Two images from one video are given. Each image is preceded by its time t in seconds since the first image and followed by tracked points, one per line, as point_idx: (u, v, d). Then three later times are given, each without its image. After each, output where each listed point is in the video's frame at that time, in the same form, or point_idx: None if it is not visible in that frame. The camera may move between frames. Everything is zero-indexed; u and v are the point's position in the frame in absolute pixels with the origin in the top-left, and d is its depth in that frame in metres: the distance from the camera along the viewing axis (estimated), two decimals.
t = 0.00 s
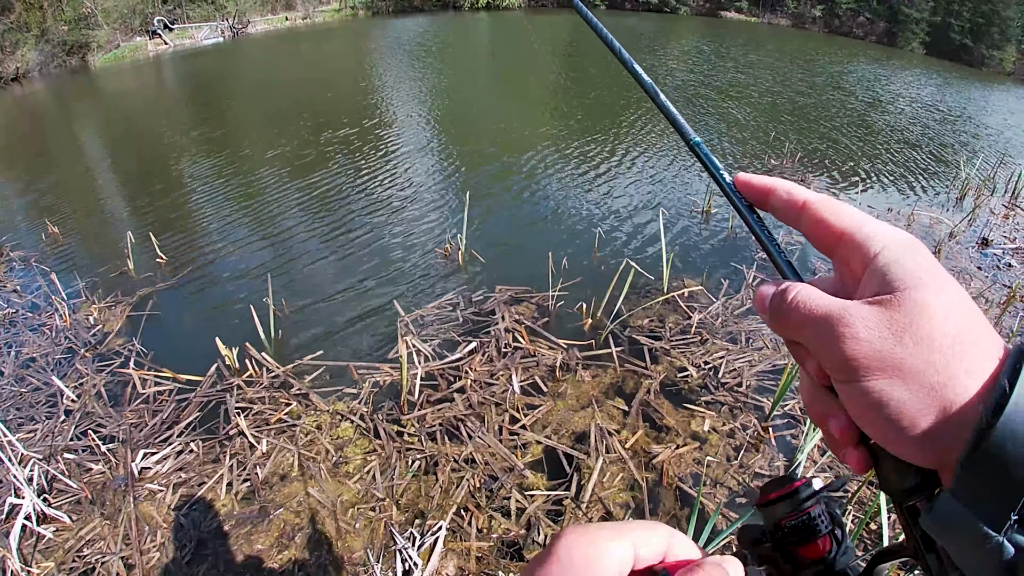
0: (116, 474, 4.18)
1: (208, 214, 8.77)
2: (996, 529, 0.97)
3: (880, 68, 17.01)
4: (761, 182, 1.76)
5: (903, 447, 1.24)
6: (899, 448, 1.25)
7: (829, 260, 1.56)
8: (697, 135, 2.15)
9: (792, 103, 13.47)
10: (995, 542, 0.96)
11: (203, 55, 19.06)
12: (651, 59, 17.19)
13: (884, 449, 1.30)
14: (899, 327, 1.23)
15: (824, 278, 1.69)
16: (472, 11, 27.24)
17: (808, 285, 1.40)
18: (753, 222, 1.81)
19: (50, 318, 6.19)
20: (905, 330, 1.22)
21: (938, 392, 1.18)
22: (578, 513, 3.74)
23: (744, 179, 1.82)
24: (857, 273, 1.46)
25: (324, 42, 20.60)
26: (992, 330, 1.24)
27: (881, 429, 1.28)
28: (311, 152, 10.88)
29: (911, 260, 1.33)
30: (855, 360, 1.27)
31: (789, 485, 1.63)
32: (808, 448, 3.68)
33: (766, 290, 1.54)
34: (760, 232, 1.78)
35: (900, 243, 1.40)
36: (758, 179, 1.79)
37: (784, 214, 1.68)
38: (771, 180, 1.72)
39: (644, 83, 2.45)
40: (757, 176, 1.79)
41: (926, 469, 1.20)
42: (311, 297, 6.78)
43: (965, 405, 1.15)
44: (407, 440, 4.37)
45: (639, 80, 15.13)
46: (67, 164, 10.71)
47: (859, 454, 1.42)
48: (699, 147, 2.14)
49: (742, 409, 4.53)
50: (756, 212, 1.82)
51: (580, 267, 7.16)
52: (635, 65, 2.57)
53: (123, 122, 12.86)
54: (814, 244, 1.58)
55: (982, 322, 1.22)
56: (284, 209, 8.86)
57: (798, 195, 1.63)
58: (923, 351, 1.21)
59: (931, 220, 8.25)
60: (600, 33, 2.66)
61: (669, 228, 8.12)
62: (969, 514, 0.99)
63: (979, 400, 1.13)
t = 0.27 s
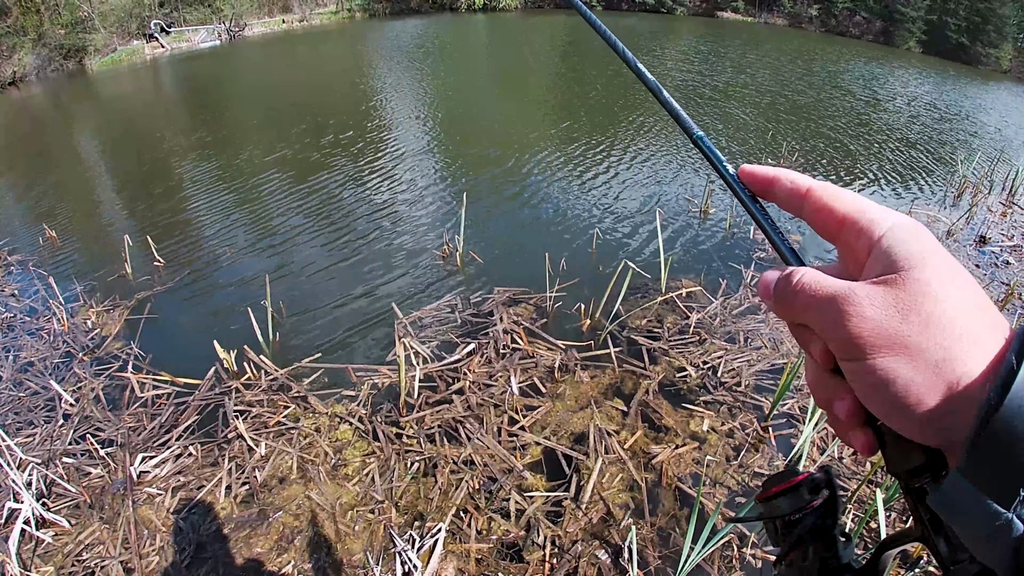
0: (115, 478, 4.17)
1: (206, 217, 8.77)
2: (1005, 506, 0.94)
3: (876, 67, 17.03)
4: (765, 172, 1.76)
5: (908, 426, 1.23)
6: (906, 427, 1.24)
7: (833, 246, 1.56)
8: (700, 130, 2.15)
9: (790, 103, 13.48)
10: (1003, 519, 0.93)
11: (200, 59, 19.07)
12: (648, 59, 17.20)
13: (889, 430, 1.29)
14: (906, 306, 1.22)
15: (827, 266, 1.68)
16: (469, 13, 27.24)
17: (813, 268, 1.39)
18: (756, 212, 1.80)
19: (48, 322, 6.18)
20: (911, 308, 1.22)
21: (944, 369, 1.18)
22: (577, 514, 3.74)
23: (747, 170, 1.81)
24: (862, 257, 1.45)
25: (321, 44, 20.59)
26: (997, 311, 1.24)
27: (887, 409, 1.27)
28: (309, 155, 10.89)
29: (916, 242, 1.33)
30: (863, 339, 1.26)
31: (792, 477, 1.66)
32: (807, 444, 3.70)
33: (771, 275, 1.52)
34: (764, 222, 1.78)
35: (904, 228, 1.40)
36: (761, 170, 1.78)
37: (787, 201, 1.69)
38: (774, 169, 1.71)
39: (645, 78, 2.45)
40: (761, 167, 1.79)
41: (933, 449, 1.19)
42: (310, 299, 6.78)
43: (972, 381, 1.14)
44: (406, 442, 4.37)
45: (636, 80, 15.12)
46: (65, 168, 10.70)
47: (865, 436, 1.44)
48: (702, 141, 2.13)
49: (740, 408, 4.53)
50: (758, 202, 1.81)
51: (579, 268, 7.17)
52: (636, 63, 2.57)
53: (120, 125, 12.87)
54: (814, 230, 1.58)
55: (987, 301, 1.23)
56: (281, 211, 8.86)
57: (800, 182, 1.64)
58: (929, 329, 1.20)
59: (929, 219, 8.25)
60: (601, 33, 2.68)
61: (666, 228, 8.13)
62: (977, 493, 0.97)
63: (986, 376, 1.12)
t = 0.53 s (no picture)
0: (114, 480, 4.17)
1: (203, 218, 8.76)
2: (999, 529, 0.94)
3: (872, 65, 17.09)
4: (759, 195, 1.77)
5: (904, 449, 1.22)
6: (902, 451, 1.23)
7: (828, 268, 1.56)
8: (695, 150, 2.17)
9: (786, 102, 13.51)
10: (998, 542, 0.93)
11: (196, 59, 19.06)
12: (646, 59, 17.21)
13: (885, 451, 1.29)
14: (899, 331, 1.22)
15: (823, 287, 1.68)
16: (465, 13, 27.27)
17: (807, 293, 1.39)
18: (751, 234, 1.81)
19: (45, 324, 6.16)
20: (905, 334, 1.22)
21: (940, 394, 1.17)
22: (576, 513, 3.74)
23: (741, 192, 1.82)
24: (857, 281, 1.46)
25: (319, 44, 20.57)
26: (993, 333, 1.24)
27: (883, 433, 1.27)
28: (306, 156, 10.87)
29: (910, 266, 1.33)
30: (858, 365, 1.26)
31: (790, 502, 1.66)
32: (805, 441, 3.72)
33: (766, 298, 1.53)
34: (760, 245, 1.78)
35: (898, 250, 1.40)
36: (756, 191, 1.79)
37: (782, 223, 1.70)
38: (768, 191, 1.72)
39: (641, 99, 2.48)
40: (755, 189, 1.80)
41: (928, 471, 1.18)
42: (307, 300, 6.78)
43: (968, 406, 1.14)
44: (404, 442, 4.37)
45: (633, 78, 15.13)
46: (63, 169, 10.69)
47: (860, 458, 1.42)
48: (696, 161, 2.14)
49: (738, 406, 4.55)
50: (753, 225, 1.82)
51: (576, 267, 7.18)
52: (633, 83, 2.60)
53: (116, 127, 12.85)
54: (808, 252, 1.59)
55: (981, 324, 1.22)
56: (278, 212, 8.86)
57: (794, 205, 1.65)
58: (924, 353, 1.20)
59: (926, 217, 8.28)
60: (598, 55, 2.72)
61: (664, 227, 8.13)
62: (972, 516, 0.96)
63: (981, 399, 1.12)
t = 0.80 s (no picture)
0: (111, 482, 4.16)
1: (199, 220, 8.74)
2: (1006, 513, 0.94)
3: (867, 64, 17.13)
4: (761, 186, 1.77)
5: (910, 434, 1.22)
6: (906, 437, 1.23)
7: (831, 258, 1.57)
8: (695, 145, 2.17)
9: (781, 101, 13.53)
10: (1006, 526, 0.93)
11: (191, 60, 19.00)
12: (641, 58, 17.23)
13: (889, 438, 1.29)
14: (906, 316, 1.22)
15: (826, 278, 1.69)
16: (460, 14, 27.26)
17: (812, 280, 1.40)
18: (753, 225, 1.81)
19: (41, 326, 6.14)
20: (911, 318, 1.22)
21: (945, 378, 1.18)
22: (573, 513, 3.74)
23: (743, 183, 1.81)
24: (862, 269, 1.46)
25: (314, 45, 20.53)
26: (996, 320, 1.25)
27: (889, 419, 1.26)
28: (302, 156, 10.85)
29: (913, 254, 1.34)
30: (864, 349, 1.26)
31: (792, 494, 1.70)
32: (802, 439, 3.73)
33: (770, 287, 1.53)
34: (762, 236, 1.78)
35: (901, 240, 1.41)
36: (757, 183, 1.79)
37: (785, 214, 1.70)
38: (770, 182, 1.72)
39: (640, 95, 2.48)
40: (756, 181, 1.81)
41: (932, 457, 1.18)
42: (304, 300, 6.77)
43: (974, 389, 1.14)
44: (402, 443, 4.37)
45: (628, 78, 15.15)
46: (58, 172, 10.64)
47: (866, 446, 1.42)
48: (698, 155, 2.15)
49: (735, 404, 4.55)
50: (756, 217, 1.82)
51: (573, 267, 7.18)
52: (632, 79, 2.60)
53: (111, 129, 12.79)
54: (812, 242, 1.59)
55: (986, 310, 1.23)
56: (274, 213, 8.83)
57: (797, 195, 1.66)
58: (930, 337, 1.20)
59: (921, 215, 8.31)
60: (597, 51, 2.72)
61: (660, 226, 8.14)
62: (979, 501, 0.96)
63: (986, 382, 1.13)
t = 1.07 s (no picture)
0: (110, 482, 4.15)
1: (197, 219, 8.72)
2: (991, 536, 0.94)
3: (865, 61, 17.15)
4: (749, 201, 1.77)
5: (895, 455, 1.22)
6: (894, 458, 1.23)
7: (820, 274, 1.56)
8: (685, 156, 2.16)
9: (779, 98, 13.54)
10: (991, 548, 0.93)
11: (189, 59, 18.96)
12: (639, 56, 17.23)
13: (877, 457, 1.28)
14: (889, 338, 1.21)
15: (816, 292, 1.68)
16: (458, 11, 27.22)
17: (798, 300, 1.39)
18: (742, 238, 1.81)
19: (39, 325, 6.12)
20: (894, 340, 1.21)
21: (931, 400, 1.17)
22: (572, 510, 3.75)
23: (731, 196, 1.81)
24: (848, 286, 1.45)
25: (312, 43, 20.48)
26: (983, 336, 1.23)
27: (875, 439, 1.26)
28: (299, 155, 10.83)
29: (898, 271, 1.33)
30: (847, 372, 1.26)
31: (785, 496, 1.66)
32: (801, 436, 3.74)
33: (756, 305, 1.53)
34: (751, 251, 1.78)
35: (886, 255, 1.40)
36: (745, 197, 1.79)
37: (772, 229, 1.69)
38: (759, 197, 1.71)
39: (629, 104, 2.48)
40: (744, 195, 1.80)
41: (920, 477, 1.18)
42: (302, 299, 6.77)
43: (958, 410, 1.13)
44: (401, 441, 4.37)
45: (627, 75, 15.13)
46: (55, 171, 10.60)
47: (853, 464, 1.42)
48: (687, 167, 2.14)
49: (733, 402, 4.56)
50: (746, 229, 1.81)
51: (571, 265, 7.18)
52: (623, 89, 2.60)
53: (108, 128, 12.74)
54: (799, 257, 1.58)
55: (973, 328, 1.21)
56: (271, 212, 8.81)
57: (784, 210, 1.65)
58: (912, 359, 1.20)
59: (919, 212, 8.32)
60: (589, 60, 2.74)
61: (658, 223, 8.14)
62: (964, 523, 0.96)
63: (971, 404, 1.11)
